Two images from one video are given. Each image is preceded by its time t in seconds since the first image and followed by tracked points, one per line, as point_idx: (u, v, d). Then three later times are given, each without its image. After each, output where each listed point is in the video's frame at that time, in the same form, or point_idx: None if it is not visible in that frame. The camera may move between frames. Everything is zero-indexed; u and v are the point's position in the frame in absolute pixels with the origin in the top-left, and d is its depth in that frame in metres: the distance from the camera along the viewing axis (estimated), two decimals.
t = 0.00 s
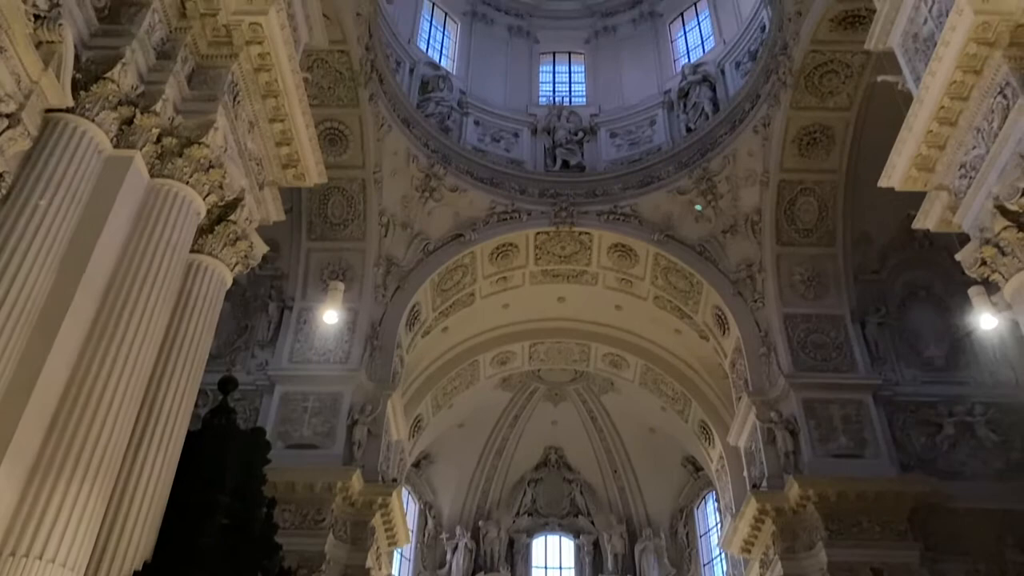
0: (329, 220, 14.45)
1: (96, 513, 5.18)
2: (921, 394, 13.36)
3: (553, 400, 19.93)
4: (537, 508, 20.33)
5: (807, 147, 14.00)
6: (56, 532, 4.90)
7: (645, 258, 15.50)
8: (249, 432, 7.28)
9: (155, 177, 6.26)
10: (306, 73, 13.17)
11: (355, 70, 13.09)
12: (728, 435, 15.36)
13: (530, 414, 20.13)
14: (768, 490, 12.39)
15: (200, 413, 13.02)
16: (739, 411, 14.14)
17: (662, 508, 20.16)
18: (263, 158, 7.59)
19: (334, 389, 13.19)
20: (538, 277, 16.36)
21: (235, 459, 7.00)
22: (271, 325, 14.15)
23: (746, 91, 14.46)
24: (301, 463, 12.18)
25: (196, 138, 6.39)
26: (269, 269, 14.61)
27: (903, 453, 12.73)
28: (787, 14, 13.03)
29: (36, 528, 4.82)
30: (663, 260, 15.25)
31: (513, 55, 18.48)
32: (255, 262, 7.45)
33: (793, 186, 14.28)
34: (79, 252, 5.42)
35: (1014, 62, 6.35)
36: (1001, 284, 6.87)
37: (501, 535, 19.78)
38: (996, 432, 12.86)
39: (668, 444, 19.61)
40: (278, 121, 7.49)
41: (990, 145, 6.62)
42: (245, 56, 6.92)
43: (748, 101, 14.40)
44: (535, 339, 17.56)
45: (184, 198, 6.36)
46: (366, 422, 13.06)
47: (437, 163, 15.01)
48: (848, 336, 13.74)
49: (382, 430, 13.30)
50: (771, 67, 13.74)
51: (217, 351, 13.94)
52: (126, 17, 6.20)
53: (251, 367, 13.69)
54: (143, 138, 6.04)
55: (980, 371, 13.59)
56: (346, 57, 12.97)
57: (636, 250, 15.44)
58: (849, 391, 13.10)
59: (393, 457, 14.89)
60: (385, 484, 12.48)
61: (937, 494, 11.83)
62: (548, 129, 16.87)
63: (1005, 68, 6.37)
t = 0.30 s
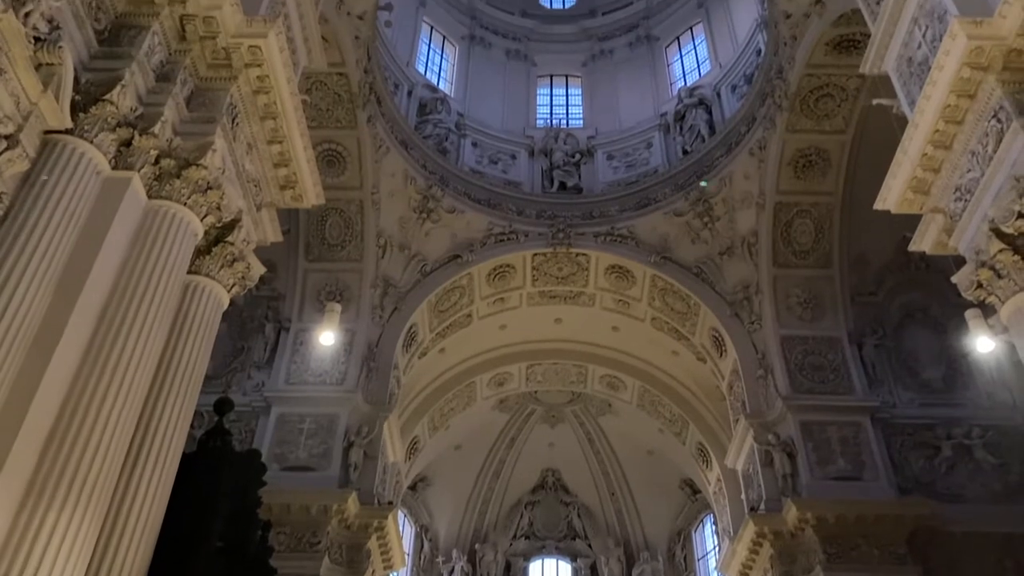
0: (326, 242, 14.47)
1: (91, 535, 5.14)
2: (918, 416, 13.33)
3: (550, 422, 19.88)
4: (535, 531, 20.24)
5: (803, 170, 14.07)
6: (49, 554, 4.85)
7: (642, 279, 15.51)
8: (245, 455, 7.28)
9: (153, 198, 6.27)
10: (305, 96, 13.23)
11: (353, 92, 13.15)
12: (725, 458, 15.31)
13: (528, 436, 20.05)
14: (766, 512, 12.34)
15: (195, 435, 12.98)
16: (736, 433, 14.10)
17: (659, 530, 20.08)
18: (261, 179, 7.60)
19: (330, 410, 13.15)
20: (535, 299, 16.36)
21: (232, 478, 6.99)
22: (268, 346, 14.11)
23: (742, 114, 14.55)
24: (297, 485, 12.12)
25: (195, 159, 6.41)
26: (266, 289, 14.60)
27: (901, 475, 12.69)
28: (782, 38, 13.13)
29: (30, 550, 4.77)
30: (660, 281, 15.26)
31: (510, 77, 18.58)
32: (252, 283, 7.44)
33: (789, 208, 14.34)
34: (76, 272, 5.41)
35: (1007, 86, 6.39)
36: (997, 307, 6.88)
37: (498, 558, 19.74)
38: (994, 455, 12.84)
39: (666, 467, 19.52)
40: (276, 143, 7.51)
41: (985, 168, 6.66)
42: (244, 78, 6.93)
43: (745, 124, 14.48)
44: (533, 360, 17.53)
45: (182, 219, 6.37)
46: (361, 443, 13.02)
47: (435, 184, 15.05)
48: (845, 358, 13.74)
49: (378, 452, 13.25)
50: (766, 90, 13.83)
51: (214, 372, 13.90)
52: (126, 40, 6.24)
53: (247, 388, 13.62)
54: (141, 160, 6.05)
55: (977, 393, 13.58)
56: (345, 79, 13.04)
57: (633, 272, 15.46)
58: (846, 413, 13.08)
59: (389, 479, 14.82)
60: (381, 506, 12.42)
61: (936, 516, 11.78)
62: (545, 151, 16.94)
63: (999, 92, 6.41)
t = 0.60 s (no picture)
0: (324, 262, 14.48)
1: (84, 556, 5.09)
2: (917, 438, 13.29)
3: (548, 443, 19.80)
4: (532, 552, 20.23)
5: (799, 191, 14.12)
6: None
7: (640, 300, 15.52)
8: (241, 476, 7.28)
9: (151, 219, 6.27)
10: (304, 117, 13.28)
11: (352, 113, 13.21)
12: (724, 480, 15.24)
13: (525, 457, 19.97)
14: (765, 535, 12.27)
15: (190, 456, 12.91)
16: (735, 454, 14.05)
17: (657, 552, 19.99)
18: (259, 200, 7.61)
19: (327, 431, 13.08)
20: (533, 319, 16.35)
21: (224, 504, 6.98)
22: (264, 367, 14.06)
23: (739, 135, 14.62)
24: (292, 507, 12.04)
25: (194, 180, 6.41)
26: (263, 309, 14.57)
27: (901, 498, 12.63)
28: (779, 60, 13.20)
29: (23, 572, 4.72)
30: (657, 302, 15.26)
31: (508, 98, 18.68)
32: (249, 303, 7.43)
33: (786, 229, 14.38)
34: (75, 289, 5.42)
35: (1002, 108, 6.43)
36: (995, 328, 6.89)
37: None
38: (993, 477, 12.81)
39: (663, 489, 19.39)
40: (274, 163, 7.52)
41: (981, 190, 6.69)
42: (243, 100, 6.95)
43: (741, 145, 14.55)
44: (530, 381, 17.49)
45: (180, 240, 6.37)
46: (358, 465, 12.96)
47: (433, 205, 15.09)
48: (843, 380, 13.71)
49: (374, 474, 13.20)
50: (763, 112, 13.90)
51: (210, 393, 13.84)
52: (126, 61, 6.27)
53: (243, 410, 13.55)
54: (139, 181, 6.06)
55: (975, 414, 13.56)
56: (343, 100, 13.10)
57: (631, 292, 15.46)
58: (845, 434, 13.03)
59: (386, 501, 14.74)
60: (377, 528, 12.35)
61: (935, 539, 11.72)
62: (543, 172, 17.00)
63: (993, 114, 6.45)
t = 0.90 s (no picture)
0: (322, 282, 14.49)
1: None
2: (916, 459, 13.25)
3: (546, 465, 19.72)
4: None
5: (796, 212, 14.17)
6: None
7: (638, 320, 15.52)
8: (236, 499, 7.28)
9: (149, 239, 6.27)
10: (303, 137, 13.33)
11: (350, 134, 13.25)
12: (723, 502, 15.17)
13: (523, 478, 19.88)
14: (765, 557, 12.20)
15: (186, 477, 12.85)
16: (733, 475, 13.99)
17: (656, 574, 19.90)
18: (257, 221, 7.62)
19: (324, 452, 13.01)
20: (530, 339, 16.33)
21: (220, 526, 6.93)
22: (261, 388, 14.01)
23: (736, 157, 14.69)
24: (288, 529, 11.97)
25: (192, 201, 6.41)
26: (260, 330, 14.56)
27: (901, 519, 12.56)
28: (775, 82, 13.27)
29: None
30: (656, 322, 15.26)
31: (506, 119, 18.77)
32: (247, 324, 7.42)
33: (784, 250, 14.42)
34: (73, 307, 5.41)
35: (997, 130, 6.47)
36: (993, 350, 6.88)
37: None
38: (993, 499, 12.76)
39: (662, 511, 19.32)
40: (274, 184, 7.54)
41: (977, 212, 6.71)
42: (243, 121, 6.98)
43: (738, 167, 14.61)
44: (528, 401, 17.46)
45: (178, 260, 6.37)
46: (355, 486, 12.89)
47: (431, 225, 15.13)
48: (841, 401, 13.67)
49: (371, 495, 13.12)
50: (760, 133, 13.98)
51: (207, 414, 13.79)
52: (126, 83, 6.31)
53: (240, 430, 13.49)
54: (138, 202, 6.07)
55: (974, 436, 13.53)
56: (342, 121, 13.15)
57: (629, 312, 15.46)
58: (844, 456, 12.98)
59: (382, 523, 14.65)
60: (373, 551, 12.27)
61: (935, 561, 11.67)
62: (541, 193, 17.06)
63: (989, 136, 6.48)
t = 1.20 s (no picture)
0: (320, 303, 14.49)
1: None
2: (916, 481, 13.18)
3: (544, 486, 19.64)
4: None
5: (794, 233, 14.20)
6: None
7: (636, 341, 15.50)
8: (233, 524, 7.26)
9: (147, 260, 6.27)
10: (302, 158, 13.37)
11: (349, 155, 13.30)
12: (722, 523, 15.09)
13: (521, 500, 19.79)
14: None
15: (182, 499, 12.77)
16: (732, 497, 13.93)
17: None
18: (256, 241, 7.64)
19: (321, 474, 12.94)
20: (529, 359, 16.31)
21: (219, 545, 6.95)
22: (258, 408, 13.96)
23: (733, 178, 14.74)
24: (284, 551, 11.89)
25: (190, 222, 6.43)
26: (258, 350, 14.52)
27: (901, 541, 12.49)
28: (772, 104, 13.33)
29: None
30: (654, 343, 15.24)
31: (504, 140, 18.85)
32: (244, 345, 7.41)
33: (781, 270, 14.44)
34: (72, 328, 5.41)
35: (993, 152, 6.50)
36: (991, 371, 6.87)
37: None
38: (993, 521, 12.71)
39: (661, 533, 19.18)
40: (272, 206, 7.56)
41: (974, 233, 6.73)
42: (242, 142, 7.00)
43: (736, 188, 14.67)
44: (527, 422, 17.40)
45: (176, 281, 6.37)
46: (352, 508, 12.82)
47: (429, 245, 15.15)
48: (841, 422, 13.62)
49: (368, 518, 13.05)
50: (757, 155, 14.04)
51: (204, 435, 13.72)
52: (125, 105, 6.34)
53: (237, 451, 13.43)
54: (136, 223, 6.07)
55: (973, 457, 13.50)
56: (342, 142, 13.20)
57: (627, 333, 15.46)
58: (844, 477, 12.91)
59: (379, 545, 14.56)
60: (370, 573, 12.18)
61: None
62: (539, 213, 17.10)
63: (985, 158, 6.52)
